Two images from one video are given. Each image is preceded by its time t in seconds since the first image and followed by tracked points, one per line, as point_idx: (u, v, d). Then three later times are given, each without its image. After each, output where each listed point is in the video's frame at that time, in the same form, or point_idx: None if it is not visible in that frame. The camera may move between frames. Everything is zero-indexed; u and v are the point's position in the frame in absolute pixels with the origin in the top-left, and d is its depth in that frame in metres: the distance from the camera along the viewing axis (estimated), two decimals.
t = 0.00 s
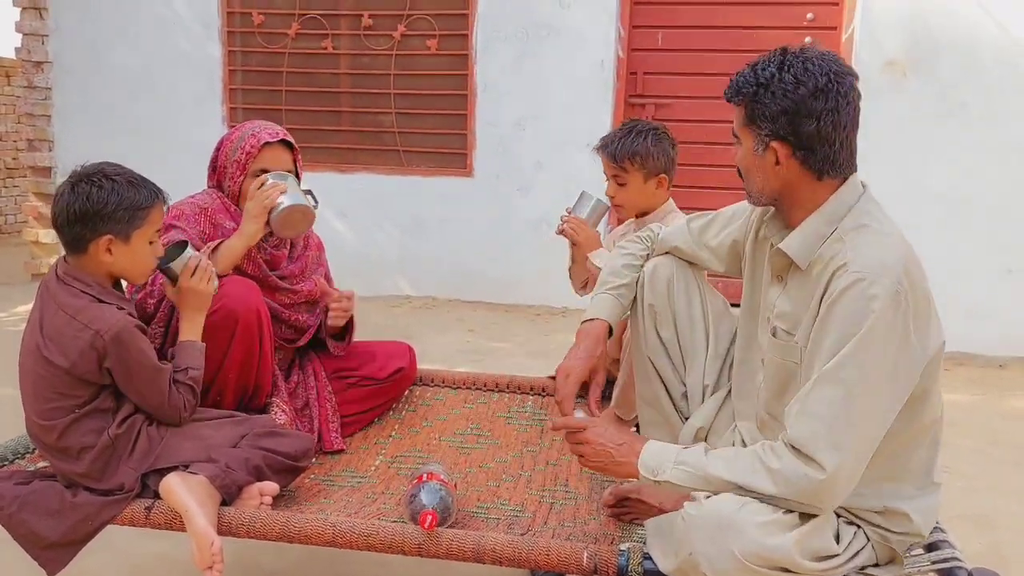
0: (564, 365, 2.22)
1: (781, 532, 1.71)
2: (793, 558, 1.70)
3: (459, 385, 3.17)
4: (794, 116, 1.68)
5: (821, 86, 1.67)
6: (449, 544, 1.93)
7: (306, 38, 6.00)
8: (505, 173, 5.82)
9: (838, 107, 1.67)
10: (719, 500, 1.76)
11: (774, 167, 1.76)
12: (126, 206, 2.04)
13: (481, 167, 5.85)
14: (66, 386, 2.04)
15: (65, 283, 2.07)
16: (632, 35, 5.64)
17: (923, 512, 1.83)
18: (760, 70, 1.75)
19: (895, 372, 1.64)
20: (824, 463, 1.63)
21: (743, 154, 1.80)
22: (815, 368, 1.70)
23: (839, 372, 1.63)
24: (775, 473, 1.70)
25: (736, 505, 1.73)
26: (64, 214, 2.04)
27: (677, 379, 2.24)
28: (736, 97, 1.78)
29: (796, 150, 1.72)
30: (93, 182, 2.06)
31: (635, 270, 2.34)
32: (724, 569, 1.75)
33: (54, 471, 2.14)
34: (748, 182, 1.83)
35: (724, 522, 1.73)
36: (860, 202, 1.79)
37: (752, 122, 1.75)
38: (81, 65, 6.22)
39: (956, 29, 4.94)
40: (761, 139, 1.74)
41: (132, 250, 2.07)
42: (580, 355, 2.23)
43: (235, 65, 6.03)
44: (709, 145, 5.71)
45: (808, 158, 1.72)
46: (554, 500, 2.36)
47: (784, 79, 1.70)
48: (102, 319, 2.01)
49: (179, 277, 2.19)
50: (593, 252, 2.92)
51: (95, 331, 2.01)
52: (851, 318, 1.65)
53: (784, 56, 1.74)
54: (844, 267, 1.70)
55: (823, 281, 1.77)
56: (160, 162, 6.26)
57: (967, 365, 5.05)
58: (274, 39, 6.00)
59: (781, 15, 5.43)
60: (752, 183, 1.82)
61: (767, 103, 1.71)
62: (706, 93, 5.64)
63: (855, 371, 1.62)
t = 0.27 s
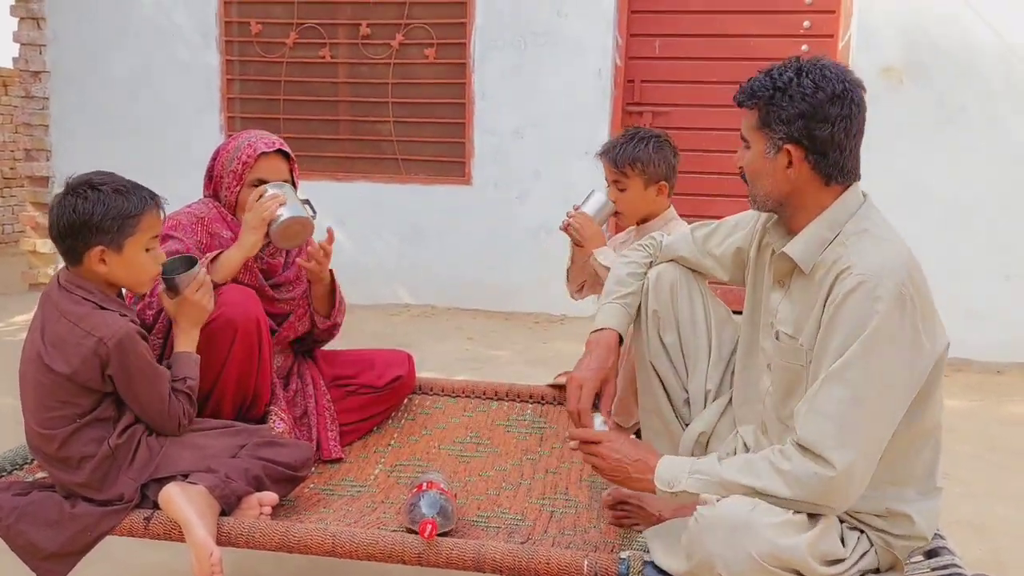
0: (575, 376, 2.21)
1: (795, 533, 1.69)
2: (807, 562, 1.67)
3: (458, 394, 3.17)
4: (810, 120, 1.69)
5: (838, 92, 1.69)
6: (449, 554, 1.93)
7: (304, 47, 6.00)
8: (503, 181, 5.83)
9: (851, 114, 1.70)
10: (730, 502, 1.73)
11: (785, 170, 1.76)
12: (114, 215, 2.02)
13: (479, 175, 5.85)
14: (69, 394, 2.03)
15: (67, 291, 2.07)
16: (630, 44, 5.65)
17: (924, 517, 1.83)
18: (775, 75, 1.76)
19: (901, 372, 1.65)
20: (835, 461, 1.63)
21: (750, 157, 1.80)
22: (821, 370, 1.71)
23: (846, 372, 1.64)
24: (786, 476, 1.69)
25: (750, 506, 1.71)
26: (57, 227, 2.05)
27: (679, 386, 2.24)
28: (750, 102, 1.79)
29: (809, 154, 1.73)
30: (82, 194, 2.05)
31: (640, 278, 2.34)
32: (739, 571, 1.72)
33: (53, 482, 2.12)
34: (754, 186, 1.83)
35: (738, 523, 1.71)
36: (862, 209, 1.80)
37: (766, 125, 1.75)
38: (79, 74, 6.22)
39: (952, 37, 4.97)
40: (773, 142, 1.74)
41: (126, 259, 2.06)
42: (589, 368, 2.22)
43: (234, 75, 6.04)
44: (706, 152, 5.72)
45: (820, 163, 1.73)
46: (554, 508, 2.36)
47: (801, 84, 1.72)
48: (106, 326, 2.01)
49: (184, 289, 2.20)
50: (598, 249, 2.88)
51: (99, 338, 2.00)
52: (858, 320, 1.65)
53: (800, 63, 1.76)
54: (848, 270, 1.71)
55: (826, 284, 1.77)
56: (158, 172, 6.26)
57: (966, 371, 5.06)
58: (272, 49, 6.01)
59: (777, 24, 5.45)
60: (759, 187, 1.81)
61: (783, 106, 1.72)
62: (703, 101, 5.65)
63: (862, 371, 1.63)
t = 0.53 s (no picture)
0: (567, 383, 2.24)
1: (794, 535, 1.69)
2: (808, 565, 1.68)
3: (456, 397, 3.17)
4: (825, 118, 1.70)
5: (851, 95, 1.72)
6: (448, 556, 1.93)
7: (301, 50, 6.01)
8: (501, 183, 5.83)
9: (859, 119, 1.73)
10: (731, 505, 1.72)
11: (790, 167, 1.77)
12: (107, 214, 2.02)
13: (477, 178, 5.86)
14: (65, 397, 2.03)
15: (66, 294, 2.07)
16: (628, 46, 5.65)
17: (922, 518, 1.83)
18: (788, 71, 1.76)
19: (890, 371, 1.65)
20: (827, 463, 1.64)
21: (752, 152, 1.79)
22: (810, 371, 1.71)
23: (835, 373, 1.64)
24: (779, 479, 1.70)
25: (749, 508, 1.71)
26: (52, 227, 2.06)
27: (675, 388, 2.24)
28: (761, 96, 1.78)
29: (817, 153, 1.74)
30: (76, 194, 2.06)
31: (635, 283, 2.36)
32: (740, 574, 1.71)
33: (52, 484, 2.12)
34: (754, 183, 1.81)
35: (740, 525, 1.69)
36: (850, 208, 1.79)
37: (777, 121, 1.75)
38: (76, 77, 6.22)
39: (949, 39, 4.98)
40: (781, 139, 1.74)
41: (120, 259, 2.06)
42: (581, 373, 2.25)
43: (231, 77, 6.04)
44: (704, 155, 5.72)
45: (826, 163, 1.74)
46: (552, 510, 2.36)
47: (817, 82, 1.72)
48: (102, 329, 2.01)
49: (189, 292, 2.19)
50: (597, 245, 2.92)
51: (95, 342, 2.00)
52: (846, 319, 1.66)
53: (815, 62, 1.77)
54: (836, 270, 1.71)
55: (815, 285, 1.78)
56: (156, 174, 6.26)
57: (963, 373, 5.07)
58: (270, 51, 6.01)
59: (775, 26, 5.46)
60: (760, 183, 1.80)
61: (798, 102, 1.72)
62: (701, 104, 5.66)
63: (851, 371, 1.63)
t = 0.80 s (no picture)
0: (549, 394, 2.26)
1: (788, 536, 1.70)
2: (805, 563, 1.68)
3: (455, 398, 3.18)
4: (802, 119, 1.71)
5: (827, 93, 1.73)
6: (447, 557, 1.94)
7: (301, 51, 6.02)
8: (501, 184, 5.84)
9: (840, 116, 1.73)
10: (725, 506, 1.73)
11: (774, 170, 1.77)
12: (112, 218, 2.03)
13: (477, 178, 5.87)
14: (64, 397, 2.04)
15: (65, 293, 2.08)
16: (627, 46, 5.65)
17: (920, 518, 1.84)
18: (764, 76, 1.78)
19: (876, 375, 1.66)
20: (804, 467, 1.66)
21: (735, 161, 1.81)
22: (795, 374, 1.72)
23: (818, 376, 1.65)
24: (757, 481, 1.72)
25: (744, 508, 1.71)
26: (57, 225, 2.07)
27: (673, 391, 2.25)
28: (739, 103, 1.79)
29: (798, 154, 1.74)
30: (85, 196, 2.07)
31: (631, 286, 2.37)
32: None
33: (53, 485, 2.14)
34: (741, 188, 1.83)
35: (734, 527, 1.70)
36: (842, 211, 1.80)
37: (756, 126, 1.76)
38: (77, 78, 6.24)
39: (948, 40, 4.99)
40: (763, 143, 1.75)
41: (118, 264, 2.07)
42: (562, 387, 2.26)
43: (231, 78, 6.06)
44: (704, 155, 5.73)
45: (810, 164, 1.75)
46: (552, 511, 2.37)
47: (792, 84, 1.74)
48: (99, 330, 2.01)
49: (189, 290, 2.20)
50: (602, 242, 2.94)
51: (92, 341, 2.00)
52: (831, 322, 1.67)
53: (789, 64, 1.78)
54: (824, 273, 1.72)
55: (804, 289, 1.79)
56: (156, 176, 6.27)
57: (963, 374, 5.07)
58: (270, 52, 6.02)
59: (774, 26, 5.47)
60: (745, 189, 1.82)
61: (774, 106, 1.73)
62: (701, 104, 5.66)
63: (834, 374, 1.64)
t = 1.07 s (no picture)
0: (542, 395, 2.22)
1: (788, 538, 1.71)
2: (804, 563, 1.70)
3: (455, 398, 3.19)
4: (800, 123, 1.72)
5: (826, 98, 1.74)
6: (447, 557, 1.94)
7: (300, 52, 6.03)
8: (501, 185, 5.85)
9: (836, 121, 1.74)
10: (725, 505, 1.72)
11: (769, 173, 1.78)
12: (137, 240, 2.03)
13: (476, 179, 5.87)
14: (61, 403, 2.04)
15: (65, 300, 2.09)
16: (627, 46, 5.66)
17: (920, 519, 1.84)
18: (761, 78, 1.78)
19: (870, 369, 1.66)
20: (801, 461, 1.65)
21: (729, 162, 1.80)
22: (789, 369, 1.72)
23: (813, 370, 1.65)
24: (751, 478, 1.72)
25: (746, 506, 1.71)
26: (74, 235, 2.06)
27: (670, 392, 2.25)
28: (734, 105, 1.79)
29: (794, 158, 1.75)
30: (111, 212, 2.06)
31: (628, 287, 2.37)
32: None
33: (53, 484, 2.14)
34: (735, 192, 1.83)
35: (734, 528, 1.69)
36: (835, 211, 1.81)
37: (752, 129, 1.76)
38: (77, 79, 6.24)
39: (947, 40, 5.00)
40: (759, 146, 1.76)
41: (131, 284, 2.07)
42: (552, 386, 2.23)
43: (231, 79, 6.06)
44: (703, 156, 5.73)
45: (805, 168, 1.76)
46: (551, 511, 2.37)
47: (790, 87, 1.74)
48: (96, 338, 2.01)
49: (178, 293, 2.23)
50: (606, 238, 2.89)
51: (89, 350, 2.01)
52: (825, 316, 1.67)
53: (786, 67, 1.78)
54: (819, 268, 1.72)
55: (799, 286, 1.79)
56: (156, 177, 6.27)
57: (963, 374, 5.07)
58: (269, 53, 6.03)
59: (773, 26, 5.47)
60: (739, 192, 1.82)
61: (772, 109, 1.73)
62: (700, 104, 5.66)
63: (829, 368, 1.64)
